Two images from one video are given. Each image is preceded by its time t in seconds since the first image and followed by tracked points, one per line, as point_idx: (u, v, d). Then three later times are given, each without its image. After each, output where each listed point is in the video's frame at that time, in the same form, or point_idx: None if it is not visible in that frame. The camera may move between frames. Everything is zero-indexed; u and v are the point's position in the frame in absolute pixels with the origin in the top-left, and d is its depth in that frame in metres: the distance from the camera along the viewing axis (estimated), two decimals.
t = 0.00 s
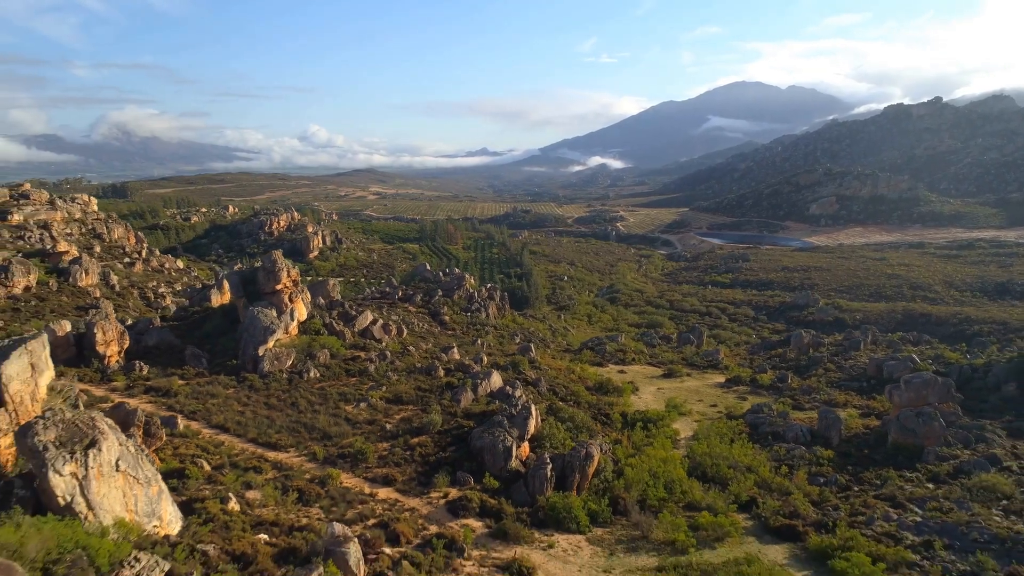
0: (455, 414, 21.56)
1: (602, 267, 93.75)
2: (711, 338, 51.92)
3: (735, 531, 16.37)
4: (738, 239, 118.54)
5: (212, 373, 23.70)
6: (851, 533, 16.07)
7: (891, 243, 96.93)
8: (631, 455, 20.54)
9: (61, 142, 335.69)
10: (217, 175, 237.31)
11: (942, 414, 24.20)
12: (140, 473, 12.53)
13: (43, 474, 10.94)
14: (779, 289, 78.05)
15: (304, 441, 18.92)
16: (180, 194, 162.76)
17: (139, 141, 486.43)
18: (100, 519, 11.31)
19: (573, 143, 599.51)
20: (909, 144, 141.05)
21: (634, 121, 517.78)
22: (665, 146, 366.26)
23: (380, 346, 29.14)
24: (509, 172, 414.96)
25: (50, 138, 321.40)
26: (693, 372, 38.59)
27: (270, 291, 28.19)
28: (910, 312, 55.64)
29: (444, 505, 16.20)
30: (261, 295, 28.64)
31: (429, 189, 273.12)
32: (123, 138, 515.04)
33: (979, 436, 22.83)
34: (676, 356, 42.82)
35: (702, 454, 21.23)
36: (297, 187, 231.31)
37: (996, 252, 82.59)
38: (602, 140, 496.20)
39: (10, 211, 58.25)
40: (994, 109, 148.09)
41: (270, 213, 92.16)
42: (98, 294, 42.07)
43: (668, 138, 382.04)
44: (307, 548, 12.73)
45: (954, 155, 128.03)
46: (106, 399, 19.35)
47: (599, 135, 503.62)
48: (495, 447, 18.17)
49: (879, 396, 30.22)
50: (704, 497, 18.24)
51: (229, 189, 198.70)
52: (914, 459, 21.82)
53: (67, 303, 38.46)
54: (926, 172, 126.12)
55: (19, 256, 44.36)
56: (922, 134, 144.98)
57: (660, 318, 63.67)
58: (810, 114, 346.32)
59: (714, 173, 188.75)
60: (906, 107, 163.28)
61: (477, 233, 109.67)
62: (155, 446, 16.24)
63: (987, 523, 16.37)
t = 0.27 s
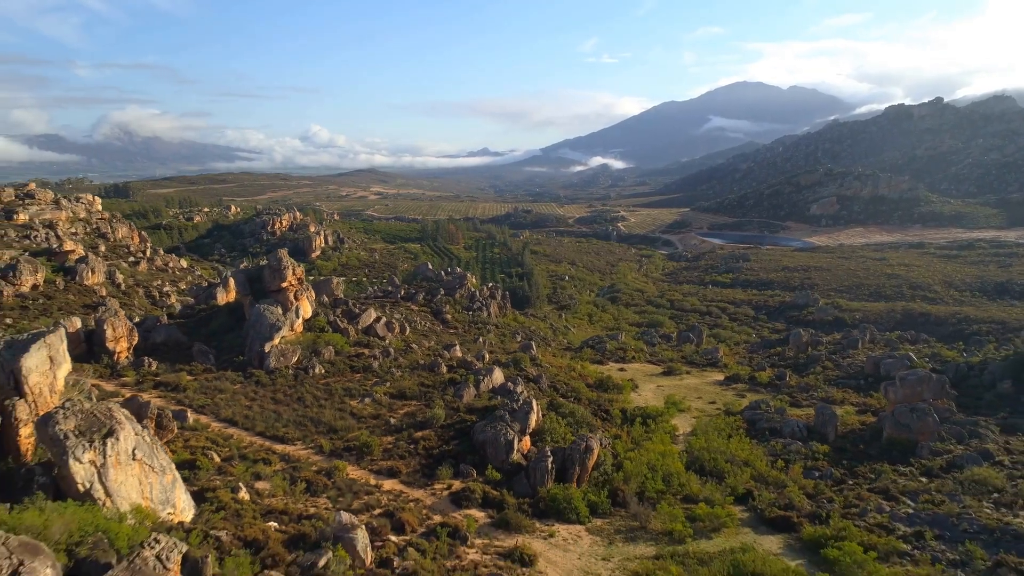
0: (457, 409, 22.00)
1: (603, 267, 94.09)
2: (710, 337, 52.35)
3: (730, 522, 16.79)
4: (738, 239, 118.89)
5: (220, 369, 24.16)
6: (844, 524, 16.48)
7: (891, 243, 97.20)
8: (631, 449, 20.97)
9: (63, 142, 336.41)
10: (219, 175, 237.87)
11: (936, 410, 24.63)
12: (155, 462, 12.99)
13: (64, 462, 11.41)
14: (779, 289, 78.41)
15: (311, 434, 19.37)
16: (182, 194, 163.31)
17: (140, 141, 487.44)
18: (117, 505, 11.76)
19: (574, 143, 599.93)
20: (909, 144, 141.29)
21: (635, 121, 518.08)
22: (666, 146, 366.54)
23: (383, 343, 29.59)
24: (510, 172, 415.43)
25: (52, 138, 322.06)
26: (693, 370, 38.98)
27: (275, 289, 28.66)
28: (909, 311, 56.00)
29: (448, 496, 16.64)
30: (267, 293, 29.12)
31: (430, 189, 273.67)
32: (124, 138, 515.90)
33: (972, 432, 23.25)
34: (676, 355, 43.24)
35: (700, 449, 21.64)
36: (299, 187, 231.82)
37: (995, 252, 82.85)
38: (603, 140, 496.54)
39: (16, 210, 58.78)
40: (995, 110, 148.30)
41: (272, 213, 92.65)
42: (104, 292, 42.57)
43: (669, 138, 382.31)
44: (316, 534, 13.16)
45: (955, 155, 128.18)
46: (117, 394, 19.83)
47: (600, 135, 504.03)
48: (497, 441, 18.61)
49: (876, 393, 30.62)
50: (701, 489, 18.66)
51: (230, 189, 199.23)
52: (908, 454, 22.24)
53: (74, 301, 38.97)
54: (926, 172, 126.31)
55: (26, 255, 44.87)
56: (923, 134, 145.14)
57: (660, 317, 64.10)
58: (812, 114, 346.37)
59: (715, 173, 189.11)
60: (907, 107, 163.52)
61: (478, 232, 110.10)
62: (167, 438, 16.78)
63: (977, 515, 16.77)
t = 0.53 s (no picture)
0: (460, 403, 22.54)
1: (604, 267, 94.53)
2: (710, 335, 52.83)
3: (726, 512, 17.29)
4: (739, 239, 119.32)
5: (227, 365, 24.70)
6: (837, 514, 16.99)
7: (891, 244, 97.57)
8: (629, 442, 21.49)
9: (65, 142, 336.96)
10: (220, 175, 238.44)
11: (929, 405, 25.15)
12: (171, 450, 13.52)
13: (86, 448, 11.94)
14: (779, 289, 78.85)
15: (318, 427, 19.91)
16: (184, 194, 163.77)
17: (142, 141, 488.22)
18: (136, 490, 12.29)
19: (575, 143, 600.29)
20: (910, 145, 141.61)
21: (636, 121, 518.49)
22: (667, 146, 366.77)
23: (387, 340, 30.12)
24: (511, 172, 415.89)
25: (53, 138, 322.60)
26: (692, 367, 39.49)
27: (281, 286, 29.24)
28: (908, 311, 56.44)
29: (451, 486, 17.16)
30: (273, 291, 29.69)
31: (431, 189, 274.12)
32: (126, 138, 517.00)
33: (964, 427, 23.76)
34: (676, 353, 43.73)
35: (698, 443, 22.14)
36: (300, 187, 232.01)
37: (995, 252, 83.20)
38: (604, 140, 496.90)
39: (22, 210, 59.33)
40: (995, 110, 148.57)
41: (275, 213, 93.23)
42: (111, 291, 43.15)
43: (670, 138, 382.72)
44: (326, 519, 13.69)
45: (955, 156, 128.50)
46: (129, 387, 20.36)
47: (601, 135, 504.27)
48: (499, 433, 19.14)
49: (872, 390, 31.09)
50: (698, 481, 19.16)
51: (232, 189, 199.72)
52: (901, 448, 22.73)
53: (81, 299, 39.54)
54: (927, 172, 126.60)
55: (34, 254, 45.45)
56: (924, 135, 145.45)
57: (660, 317, 64.60)
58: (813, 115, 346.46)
59: (716, 174, 189.49)
60: (908, 108, 163.80)
61: (479, 232, 110.61)
62: (179, 429, 17.37)
63: (966, 506, 17.27)
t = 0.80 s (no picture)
0: (463, 398, 23.09)
1: (605, 267, 94.99)
2: (709, 334, 53.30)
3: (721, 502, 17.79)
4: (739, 239, 119.80)
5: (235, 360, 25.26)
6: (828, 504, 17.54)
7: (891, 244, 97.93)
8: (628, 436, 22.00)
9: (67, 142, 337.67)
10: (222, 175, 239.04)
11: (922, 401, 25.71)
12: (186, 439, 14.07)
13: (106, 435, 12.49)
14: (779, 289, 79.32)
15: (324, 420, 20.44)
16: (187, 194, 164.38)
17: (142, 142, 488.74)
18: (153, 476, 12.80)
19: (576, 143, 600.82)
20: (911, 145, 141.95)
21: (637, 122, 518.85)
22: (668, 147, 367.26)
23: (390, 337, 30.66)
24: (512, 172, 416.44)
25: (55, 138, 323.37)
26: (691, 365, 40.01)
27: (287, 284, 29.83)
28: (906, 311, 56.88)
29: (455, 477, 17.69)
30: (279, 288, 30.27)
31: (432, 189, 274.61)
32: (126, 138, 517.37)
33: (956, 422, 24.25)
34: (675, 351, 44.27)
35: (695, 437, 22.65)
36: (301, 187, 232.62)
37: (995, 253, 83.56)
38: (605, 141, 497.38)
39: (28, 210, 59.92)
40: (996, 111, 148.82)
41: (277, 212, 93.84)
42: (118, 289, 43.74)
43: (671, 138, 383.14)
44: (334, 504, 14.20)
45: (956, 157, 128.77)
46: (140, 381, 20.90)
47: (602, 136, 504.70)
48: (501, 426, 19.67)
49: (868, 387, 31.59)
50: (695, 473, 19.64)
51: (234, 189, 200.26)
52: (895, 443, 23.21)
53: (89, 297, 40.08)
54: (927, 173, 126.91)
55: (41, 252, 45.99)
56: (924, 135, 145.79)
57: (661, 316, 65.08)
58: (814, 115, 346.73)
59: (717, 174, 189.94)
60: (909, 108, 164.12)
61: (481, 233, 111.16)
62: (191, 421, 17.92)
63: (955, 497, 17.75)
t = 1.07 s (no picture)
0: (465, 393, 23.56)
1: (605, 267, 95.35)
2: (709, 333, 53.71)
3: (717, 494, 18.22)
4: (740, 239, 120.16)
5: (242, 356, 25.74)
6: (822, 496, 17.99)
7: (891, 244, 98.23)
8: (627, 430, 22.46)
9: (69, 142, 338.17)
10: (223, 175, 239.61)
11: (917, 397, 26.15)
12: (198, 430, 14.52)
13: (121, 425, 12.96)
14: (779, 289, 79.69)
15: (330, 414, 20.92)
16: (188, 194, 164.78)
17: (144, 141, 489.51)
18: (167, 465, 13.26)
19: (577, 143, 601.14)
20: (911, 146, 142.21)
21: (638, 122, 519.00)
22: (669, 147, 367.54)
23: (393, 334, 31.13)
24: (514, 172, 416.80)
25: (57, 139, 324.05)
26: (690, 363, 40.44)
27: (291, 282, 30.28)
28: (905, 310, 57.25)
29: (457, 469, 18.15)
30: (284, 286, 30.72)
31: (433, 189, 275.00)
32: (127, 138, 517.88)
33: (949, 417, 24.67)
34: (674, 349, 44.70)
35: (693, 432, 23.09)
36: (302, 187, 233.01)
37: (994, 253, 83.85)
38: (606, 141, 497.78)
39: (33, 209, 60.39)
40: (997, 111, 148.97)
41: (279, 212, 94.28)
42: (123, 288, 44.22)
43: (672, 139, 383.41)
44: (341, 493, 14.66)
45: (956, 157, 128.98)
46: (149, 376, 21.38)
47: (603, 136, 505.01)
48: (503, 420, 20.13)
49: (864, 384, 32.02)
50: (692, 466, 20.09)
51: (235, 189, 200.65)
52: (889, 437, 23.63)
53: (95, 295, 40.59)
54: (928, 173, 127.16)
55: (47, 251, 46.48)
56: (925, 136, 146.01)
57: (661, 316, 65.46)
58: (815, 116, 346.92)
59: (718, 174, 190.25)
60: (910, 109, 164.39)
61: (482, 233, 111.54)
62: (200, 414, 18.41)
63: (946, 490, 18.19)
